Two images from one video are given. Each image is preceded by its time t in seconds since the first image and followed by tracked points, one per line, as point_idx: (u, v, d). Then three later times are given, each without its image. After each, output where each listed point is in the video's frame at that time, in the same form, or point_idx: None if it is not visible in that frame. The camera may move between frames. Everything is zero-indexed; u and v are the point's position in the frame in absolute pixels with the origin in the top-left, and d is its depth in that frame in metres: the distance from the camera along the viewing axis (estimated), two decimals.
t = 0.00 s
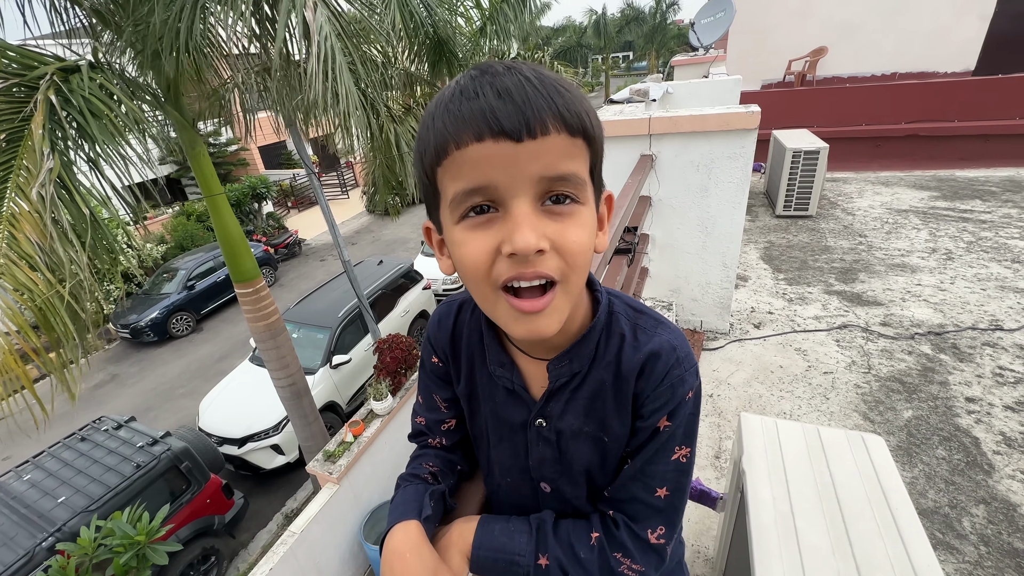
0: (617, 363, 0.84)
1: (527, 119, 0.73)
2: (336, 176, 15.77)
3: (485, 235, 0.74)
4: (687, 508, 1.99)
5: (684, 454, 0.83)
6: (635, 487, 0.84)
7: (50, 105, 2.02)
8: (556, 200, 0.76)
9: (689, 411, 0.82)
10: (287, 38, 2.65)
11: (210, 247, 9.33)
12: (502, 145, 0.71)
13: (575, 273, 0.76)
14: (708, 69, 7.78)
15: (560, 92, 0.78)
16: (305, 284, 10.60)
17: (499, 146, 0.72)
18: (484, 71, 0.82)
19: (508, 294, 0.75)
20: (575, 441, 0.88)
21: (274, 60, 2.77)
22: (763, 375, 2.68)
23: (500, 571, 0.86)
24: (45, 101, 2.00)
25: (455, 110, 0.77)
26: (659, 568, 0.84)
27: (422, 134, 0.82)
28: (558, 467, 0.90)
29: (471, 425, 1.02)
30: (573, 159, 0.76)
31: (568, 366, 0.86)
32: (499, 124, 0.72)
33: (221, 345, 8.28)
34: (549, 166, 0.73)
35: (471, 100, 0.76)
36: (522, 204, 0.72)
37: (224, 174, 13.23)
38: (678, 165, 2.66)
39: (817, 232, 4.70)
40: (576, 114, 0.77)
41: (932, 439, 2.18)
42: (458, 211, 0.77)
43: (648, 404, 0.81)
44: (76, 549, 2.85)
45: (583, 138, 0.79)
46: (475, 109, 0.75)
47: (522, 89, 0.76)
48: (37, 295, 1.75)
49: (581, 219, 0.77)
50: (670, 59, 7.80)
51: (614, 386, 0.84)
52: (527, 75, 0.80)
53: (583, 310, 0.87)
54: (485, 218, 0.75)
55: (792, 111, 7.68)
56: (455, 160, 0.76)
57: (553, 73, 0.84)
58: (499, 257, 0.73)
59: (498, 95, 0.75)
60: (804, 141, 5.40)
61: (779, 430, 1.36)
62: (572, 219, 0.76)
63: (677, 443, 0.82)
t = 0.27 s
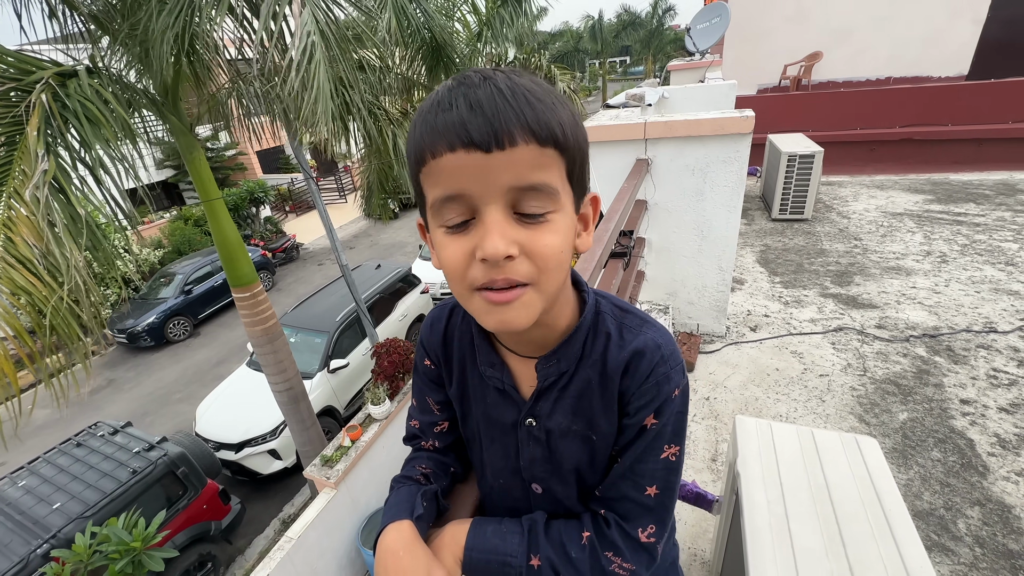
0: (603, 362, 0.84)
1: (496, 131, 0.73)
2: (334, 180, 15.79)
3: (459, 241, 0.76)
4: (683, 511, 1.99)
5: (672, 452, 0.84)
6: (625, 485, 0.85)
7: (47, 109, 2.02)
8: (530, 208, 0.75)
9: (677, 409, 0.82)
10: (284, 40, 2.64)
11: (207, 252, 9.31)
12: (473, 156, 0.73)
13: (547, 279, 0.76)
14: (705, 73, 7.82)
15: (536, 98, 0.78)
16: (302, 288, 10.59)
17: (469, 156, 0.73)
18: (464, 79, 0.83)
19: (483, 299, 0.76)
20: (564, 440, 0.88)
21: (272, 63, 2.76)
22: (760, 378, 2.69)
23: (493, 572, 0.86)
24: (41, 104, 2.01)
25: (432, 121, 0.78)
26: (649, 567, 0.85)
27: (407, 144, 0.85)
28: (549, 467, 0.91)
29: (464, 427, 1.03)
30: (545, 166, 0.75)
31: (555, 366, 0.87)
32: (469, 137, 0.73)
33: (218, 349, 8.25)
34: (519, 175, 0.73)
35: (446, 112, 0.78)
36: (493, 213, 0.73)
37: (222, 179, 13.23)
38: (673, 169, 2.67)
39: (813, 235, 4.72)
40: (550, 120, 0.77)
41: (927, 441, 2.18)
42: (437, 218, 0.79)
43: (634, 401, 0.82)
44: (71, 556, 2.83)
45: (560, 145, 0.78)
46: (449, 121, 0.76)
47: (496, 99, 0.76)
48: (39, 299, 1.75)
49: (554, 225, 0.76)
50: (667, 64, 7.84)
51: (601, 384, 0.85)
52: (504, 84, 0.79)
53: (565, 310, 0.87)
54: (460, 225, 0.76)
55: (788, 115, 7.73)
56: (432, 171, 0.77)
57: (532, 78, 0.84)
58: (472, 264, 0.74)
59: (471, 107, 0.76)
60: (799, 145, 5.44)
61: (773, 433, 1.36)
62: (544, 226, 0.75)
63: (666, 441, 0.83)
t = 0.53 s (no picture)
0: (598, 359, 0.84)
1: (518, 155, 0.72)
2: (333, 184, 15.81)
3: (468, 258, 0.76)
4: (683, 516, 1.98)
5: (669, 449, 0.82)
6: (622, 484, 0.84)
7: (41, 113, 2.01)
8: (542, 233, 0.76)
9: (673, 403, 0.81)
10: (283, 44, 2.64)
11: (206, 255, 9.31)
12: (490, 178, 0.72)
13: (553, 301, 0.78)
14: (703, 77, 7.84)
15: (556, 118, 0.76)
16: (302, 292, 10.57)
17: (486, 178, 0.72)
18: (480, 85, 0.79)
19: (488, 318, 0.77)
20: (560, 439, 0.88)
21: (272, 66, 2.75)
22: (760, 381, 2.68)
23: None
24: (36, 108, 2.00)
25: (447, 131, 0.76)
26: (649, 569, 0.83)
27: (413, 145, 0.82)
28: (545, 467, 0.90)
29: (458, 431, 1.01)
30: (561, 191, 0.75)
31: (550, 365, 0.86)
32: (488, 159, 0.71)
33: (217, 353, 8.23)
34: (535, 201, 0.73)
35: (462, 126, 0.75)
36: (505, 235, 0.73)
37: (222, 183, 13.24)
38: (672, 172, 2.67)
39: (812, 238, 4.72)
40: (568, 142, 0.76)
41: (929, 445, 2.17)
42: (444, 229, 0.78)
43: (630, 397, 0.82)
44: (68, 562, 2.81)
45: (575, 168, 0.78)
46: (466, 138, 0.73)
47: (517, 118, 0.74)
48: (32, 306, 1.71)
49: (563, 246, 0.77)
50: (665, 68, 7.85)
51: (597, 382, 0.85)
52: (525, 100, 0.77)
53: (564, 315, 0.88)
54: (469, 241, 0.76)
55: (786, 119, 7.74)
56: (443, 183, 0.76)
57: (551, 90, 0.81)
58: (481, 283, 0.75)
59: (490, 125, 0.74)
60: (798, 148, 5.44)
61: (774, 438, 1.35)
62: (554, 248, 0.76)
63: (662, 438, 0.82)
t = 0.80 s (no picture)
0: (608, 365, 0.82)
1: (541, 114, 0.73)
2: (335, 186, 15.83)
3: (487, 232, 0.74)
4: (686, 519, 1.95)
5: (681, 463, 0.81)
6: (629, 499, 0.82)
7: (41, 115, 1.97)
8: (561, 201, 0.77)
9: (686, 416, 0.80)
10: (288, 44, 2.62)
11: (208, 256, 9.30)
12: (513, 138, 0.72)
13: (571, 277, 0.77)
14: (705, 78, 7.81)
15: (573, 88, 0.79)
16: (303, 293, 10.57)
17: (509, 139, 0.72)
18: (493, 58, 0.81)
19: (507, 295, 0.75)
20: (565, 448, 0.86)
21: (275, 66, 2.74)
22: (763, 383, 2.65)
23: None
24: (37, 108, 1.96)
25: (465, 96, 0.76)
26: None
27: (424, 118, 0.81)
28: (548, 477, 0.88)
29: (457, 433, 0.99)
30: (580, 159, 0.77)
31: (557, 369, 0.84)
32: (511, 118, 0.72)
33: (218, 354, 8.23)
34: (557, 166, 0.74)
35: (481, 88, 0.76)
36: (526, 203, 0.73)
37: (224, 184, 13.26)
38: (674, 172, 2.65)
39: (816, 239, 4.69)
40: (585, 111, 0.78)
41: (936, 448, 2.14)
42: (459, 202, 0.77)
43: (642, 408, 0.80)
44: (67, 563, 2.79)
45: (591, 137, 0.80)
46: (487, 98, 0.74)
47: (536, 82, 0.76)
48: (27, 306, 1.66)
49: (581, 220, 0.78)
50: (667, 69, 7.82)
51: (605, 390, 0.83)
52: (541, 68, 0.80)
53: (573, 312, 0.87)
54: (486, 215, 0.75)
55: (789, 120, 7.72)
56: (460, 151, 0.75)
57: (563, 67, 0.85)
58: (501, 256, 0.73)
59: (511, 85, 0.75)
60: (801, 148, 5.42)
61: (779, 440, 1.32)
62: (573, 221, 0.77)
63: (673, 452, 0.80)
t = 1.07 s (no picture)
0: (606, 361, 0.82)
1: (548, 112, 0.73)
2: (340, 187, 15.90)
3: (490, 229, 0.74)
4: (688, 521, 1.95)
5: (680, 458, 0.81)
6: (630, 494, 0.82)
7: (50, 116, 1.97)
8: (563, 199, 0.77)
9: (684, 410, 0.80)
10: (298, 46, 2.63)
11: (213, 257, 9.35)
12: (519, 136, 0.71)
13: (573, 277, 0.78)
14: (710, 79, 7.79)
15: (580, 86, 0.79)
16: (307, 294, 10.60)
17: (516, 137, 0.71)
18: (499, 53, 0.81)
19: (508, 292, 0.75)
20: (563, 445, 0.86)
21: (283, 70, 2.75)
22: (767, 384, 2.64)
23: None
24: (46, 109, 1.96)
25: (471, 90, 0.75)
26: None
27: (426, 110, 0.80)
28: (546, 474, 0.88)
29: (456, 431, 0.99)
30: (584, 159, 0.77)
31: (555, 366, 0.84)
32: (519, 116, 0.71)
33: (223, 354, 8.26)
34: (562, 166, 0.74)
35: (488, 83, 0.75)
36: (531, 202, 0.73)
37: (229, 184, 13.33)
38: (677, 172, 2.64)
39: (821, 240, 4.66)
40: (591, 109, 0.78)
41: (941, 450, 2.12)
42: (461, 198, 0.76)
43: (640, 404, 0.80)
44: (72, 561, 2.81)
45: (595, 137, 0.81)
46: (494, 94, 0.73)
47: (543, 80, 0.76)
48: (31, 303, 1.67)
49: (583, 220, 0.78)
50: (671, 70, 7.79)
51: (603, 385, 0.83)
52: (548, 64, 0.80)
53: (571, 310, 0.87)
54: (489, 211, 0.75)
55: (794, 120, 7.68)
56: (464, 146, 0.75)
57: (568, 64, 0.85)
58: (503, 254, 0.73)
59: (518, 82, 0.75)
60: (806, 149, 5.39)
61: (781, 440, 1.32)
62: (575, 221, 0.77)
63: (673, 446, 0.80)
